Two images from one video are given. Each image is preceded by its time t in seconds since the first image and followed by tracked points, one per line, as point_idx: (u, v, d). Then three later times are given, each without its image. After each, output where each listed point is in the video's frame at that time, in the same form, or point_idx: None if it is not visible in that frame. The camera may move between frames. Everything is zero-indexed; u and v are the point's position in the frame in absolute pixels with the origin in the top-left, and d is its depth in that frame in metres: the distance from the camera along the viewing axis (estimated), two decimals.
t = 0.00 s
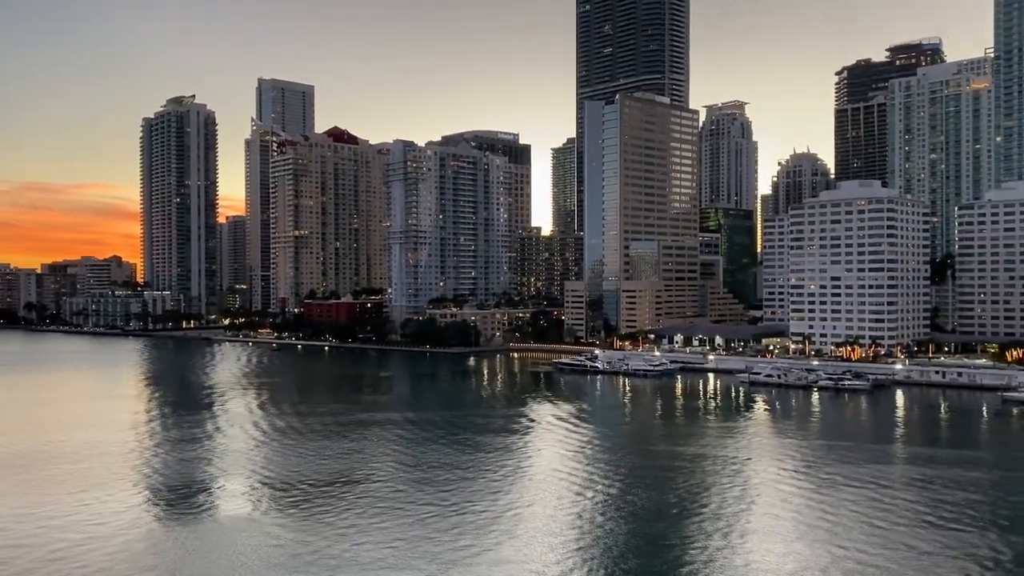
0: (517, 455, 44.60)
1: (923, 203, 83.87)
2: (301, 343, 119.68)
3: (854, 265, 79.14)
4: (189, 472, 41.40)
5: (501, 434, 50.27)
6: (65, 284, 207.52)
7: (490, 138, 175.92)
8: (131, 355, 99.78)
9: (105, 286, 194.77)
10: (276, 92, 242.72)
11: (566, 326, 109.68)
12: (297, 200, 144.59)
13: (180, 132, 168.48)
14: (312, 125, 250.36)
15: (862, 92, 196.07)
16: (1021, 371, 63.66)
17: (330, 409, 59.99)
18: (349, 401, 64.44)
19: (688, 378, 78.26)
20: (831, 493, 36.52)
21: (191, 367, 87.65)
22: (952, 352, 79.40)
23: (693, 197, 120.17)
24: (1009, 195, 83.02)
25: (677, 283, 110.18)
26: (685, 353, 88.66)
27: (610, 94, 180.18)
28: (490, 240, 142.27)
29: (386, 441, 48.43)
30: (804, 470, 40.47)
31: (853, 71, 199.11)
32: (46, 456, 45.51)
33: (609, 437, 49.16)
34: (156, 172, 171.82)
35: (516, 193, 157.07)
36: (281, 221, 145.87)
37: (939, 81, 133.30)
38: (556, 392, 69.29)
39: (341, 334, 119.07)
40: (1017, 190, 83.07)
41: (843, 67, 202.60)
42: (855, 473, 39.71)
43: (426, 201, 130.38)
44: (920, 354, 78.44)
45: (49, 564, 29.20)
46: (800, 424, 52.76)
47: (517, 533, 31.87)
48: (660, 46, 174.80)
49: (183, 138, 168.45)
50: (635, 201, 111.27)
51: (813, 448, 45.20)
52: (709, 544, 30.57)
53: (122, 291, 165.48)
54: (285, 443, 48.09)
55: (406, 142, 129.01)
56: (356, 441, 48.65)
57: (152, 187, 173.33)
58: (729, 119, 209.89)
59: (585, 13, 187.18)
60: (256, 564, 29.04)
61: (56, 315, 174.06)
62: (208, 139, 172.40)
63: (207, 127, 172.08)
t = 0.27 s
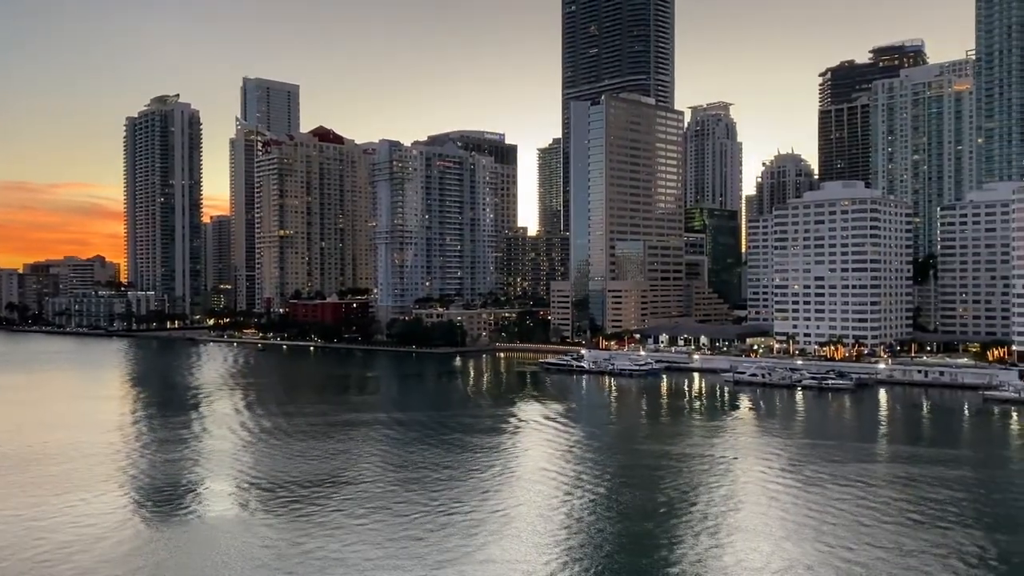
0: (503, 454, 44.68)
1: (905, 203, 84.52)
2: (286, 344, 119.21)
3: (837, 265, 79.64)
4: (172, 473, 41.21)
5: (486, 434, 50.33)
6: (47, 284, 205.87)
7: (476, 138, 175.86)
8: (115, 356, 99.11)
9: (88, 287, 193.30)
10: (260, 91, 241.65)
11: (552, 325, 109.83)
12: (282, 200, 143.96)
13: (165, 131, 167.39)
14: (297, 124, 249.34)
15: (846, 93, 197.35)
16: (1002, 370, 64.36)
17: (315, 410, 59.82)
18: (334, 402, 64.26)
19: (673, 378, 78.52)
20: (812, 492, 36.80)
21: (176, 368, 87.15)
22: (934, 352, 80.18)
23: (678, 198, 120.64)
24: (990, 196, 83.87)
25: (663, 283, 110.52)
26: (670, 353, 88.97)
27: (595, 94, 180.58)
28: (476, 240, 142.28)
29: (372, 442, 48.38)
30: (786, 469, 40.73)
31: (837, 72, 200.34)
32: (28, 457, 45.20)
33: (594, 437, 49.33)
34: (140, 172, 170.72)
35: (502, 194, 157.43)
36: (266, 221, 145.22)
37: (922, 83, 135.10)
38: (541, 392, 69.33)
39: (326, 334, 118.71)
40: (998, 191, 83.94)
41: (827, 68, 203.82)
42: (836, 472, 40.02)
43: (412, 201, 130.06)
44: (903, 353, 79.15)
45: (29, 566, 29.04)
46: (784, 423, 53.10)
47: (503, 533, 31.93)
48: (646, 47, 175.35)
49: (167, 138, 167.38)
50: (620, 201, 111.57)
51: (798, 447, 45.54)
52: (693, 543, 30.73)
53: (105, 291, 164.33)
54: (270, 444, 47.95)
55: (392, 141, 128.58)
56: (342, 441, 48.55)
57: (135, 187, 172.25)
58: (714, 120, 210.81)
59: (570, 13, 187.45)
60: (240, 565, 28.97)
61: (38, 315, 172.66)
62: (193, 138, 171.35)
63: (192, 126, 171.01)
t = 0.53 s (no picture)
0: (490, 454, 44.67)
1: (889, 204, 85.11)
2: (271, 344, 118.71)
3: (822, 265, 80.14)
4: (156, 474, 40.96)
5: (473, 434, 50.34)
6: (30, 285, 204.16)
7: (462, 138, 175.72)
8: (98, 357, 98.40)
9: (71, 287, 191.83)
10: (246, 90, 240.45)
11: (538, 326, 109.88)
12: (267, 200, 143.32)
13: (149, 130, 166.27)
14: (282, 124, 248.29)
15: (830, 94, 198.64)
16: (984, 369, 64.98)
17: (301, 410, 59.60)
18: (320, 402, 64.06)
19: (659, 377, 78.79)
20: (797, 491, 37.03)
21: (160, 369, 86.62)
22: (918, 351, 80.82)
23: (664, 198, 121.05)
24: (972, 197, 84.63)
25: (649, 283, 110.84)
26: (656, 353, 89.22)
27: (582, 95, 180.90)
28: (462, 240, 142.31)
29: (358, 442, 48.26)
30: (771, 468, 40.96)
31: (821, 73, 201.47)
32: (10, 458, 44.81)
33: (581, 437, 49.42)
34: (124, 171, 169.54)
35: (489, 194, 157.67)
36: (251, 221, 144.51)
37: (906, 84, 136.40)
38: (528, 392, 69.36)
39: (311, 334, 118.28)
40: (980, 192, 84.70)
41: (812, 69, 204.90)
42: (821, 470, 40.28)
43: (399, 201, 129.80)
44: (887, 352, 79.78)
45: (13, 569, 28.80)
46: (769, 422, 53.40)
47: (490, 533, 31.93)
48: (632, 48, 175.79)
49: (151, 137, 166.26)
50: (606, 202, 111.82)
51: (783, 445, 45.78)
52: (679, 542, 30.86)
53: (89, 291, 163.14)
54: (256, 444, 47.75)
55: (378, 141, 128.22)
56: (328, 441, 48.42)
57: (119, 186, 171.03)
58: (699, 121, 211.57)
59: (556, 14, 187.66)
60: (226, 566, 28.87)
61: (20, 316, 171.18)
62: (177, 137, 170.23)
63: (176, 125, 169.88)
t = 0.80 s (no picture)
0: (477, 455, 44.66)
1: (873, 205, 85.68)
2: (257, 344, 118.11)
3: (807, 265, 80.59)
4: (142, 475, 40.71)
5: (460, 434, 50.33)
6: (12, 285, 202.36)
7: (449, 138, 175.50)
8: (82, 357, 97.62)
9: (55, 287, 190.23)
10: (231, 89, 239.10)
11: (526, 326, 109.86)
12: (253, 199, 142.66)
13: (133, 129, 165.09)
14: (268, 123, 247.16)
15: (815, 95, 199.78)
16: (967, 368, 65.61)
17: (287, 411, 59.34)
18: (306, 402, 63.83)
19: (646, 377, 79.01)
20: (783, 489, 37.26)
21: (144, 369, 86.05)
22: (902, 351, 81.46)
23: (651, 198, 121.43)
24: (956, 198, 85.42)
25: (636, 283, 111.12)
26: (643, 353, 89.46)
27: (568, 95, 181.15)
28: (449, 240, 142.30)
29: (345, 442, 48.13)
30: (758, 467, 41.17)
31: (806, 74, 202.52)
32: None
33: (568, 437, 49.49)
34: (108, 170, 168.30)
35: (476, 194, 157.65)
36: (237, 221, 143.75)
37: (890, 86, 137.47)
38: (515, 392, 69.38)
39: (297, 335, 117.79)
40: (964, 193, 85.50)
41: (797, 71, 205.83)
42: (807, 469, 40.53)
43: (385, 201, 129.47)
44: (871, 352, 80.38)
45: None
46: (756, 421, 53.64)
47: (477, 533, 31.94)
48: (618, 48, 176.17)
49: (136, 136, 165.12)
50: (593, 202, 112.03)
51: (770, 445, 46.01)
52: (666, 541, 30.97)
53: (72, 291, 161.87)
54: (242, 445, 47.56)
55: (364, 141, 127.87)
56: (314, 442, 48.24)
57: (103, 185, 169.78)
58: (685, 122, 212.24)
59: (543, 14, 187.77)
60: (214, 568, 28.74)
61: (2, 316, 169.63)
62: (162, 136, 169.10)
63: (161, 124, 168.77)
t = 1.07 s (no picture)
0: (465, 455, 44.59)
1: (859, 205, 86.18)
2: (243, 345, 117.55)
3: (793, 265, 80.99)
4: (128, 476, 40.43)
5: (448, 435, 50.27)
6: None
7: (437, 138, 175.23)
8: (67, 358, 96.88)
9: (39, 287, 188.69)
10: (217, 88, 237.86)
11: (513, 326, 109.83)
12: (239, 199, 141.98)
13: (118, 128, 163.97)
14: (255, 122, 246.06)
15: (801, 96, 200.70)
16: (951, 367, 66.10)
17: (274, 411, 59.08)
18: (293, 403, 63.58)
19: (633, 377, 79.19)
20: (771, 488, 37.43)
21: (130, 370, 85.45)
22: (887, 350, 81.99)
23: (638, 198, 121.71)
24: (940, 198, 86.05)
25: (623, 283, 111.34)
26: (631, 352, 89.64)
27: (556, 95, 181.28)
28: (436, 240, 142.16)
29: (333, 443, 47.95)
30: (746, 466, 41.31)
31: (793, 75, 203.49)
32: None
33: (556, 436, 49.52)
34: (93, 169, 167.09)
35: (463, 194, 157.51)
36: (223, 220, 142.97)
37: (875, 87, 138.32)
38: (503, 392, 69.38)
39: (284, 335, 117.27)
40: (948, 193, 86.12)
41: (783, 71, 206.80)
42: (794, 468, 40.70)
43: (373, 201, 129.11)
44: (857, 351, 80.89)
45: None
46: (743, 421, 53.83)
47: (465, 533, 31.88)
48: (606, 48, 176.44)
49: (121, 135, 163.98)
50: (581, 202, 112.18)
51: (757, 444, 46.21)
52: (654, 541, 31.03)
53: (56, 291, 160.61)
54: (229, 446, 47.32)
55: (351, 140, 127.49)
56: (302, 442, 48.06)
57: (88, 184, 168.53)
58: (672, 122, 212.79)
59: (530, 14, 187.82)
60: (201, 569, 28.59)
61: None
62: (148, 135, 168.00)
63: (146, 122, 167.65)
